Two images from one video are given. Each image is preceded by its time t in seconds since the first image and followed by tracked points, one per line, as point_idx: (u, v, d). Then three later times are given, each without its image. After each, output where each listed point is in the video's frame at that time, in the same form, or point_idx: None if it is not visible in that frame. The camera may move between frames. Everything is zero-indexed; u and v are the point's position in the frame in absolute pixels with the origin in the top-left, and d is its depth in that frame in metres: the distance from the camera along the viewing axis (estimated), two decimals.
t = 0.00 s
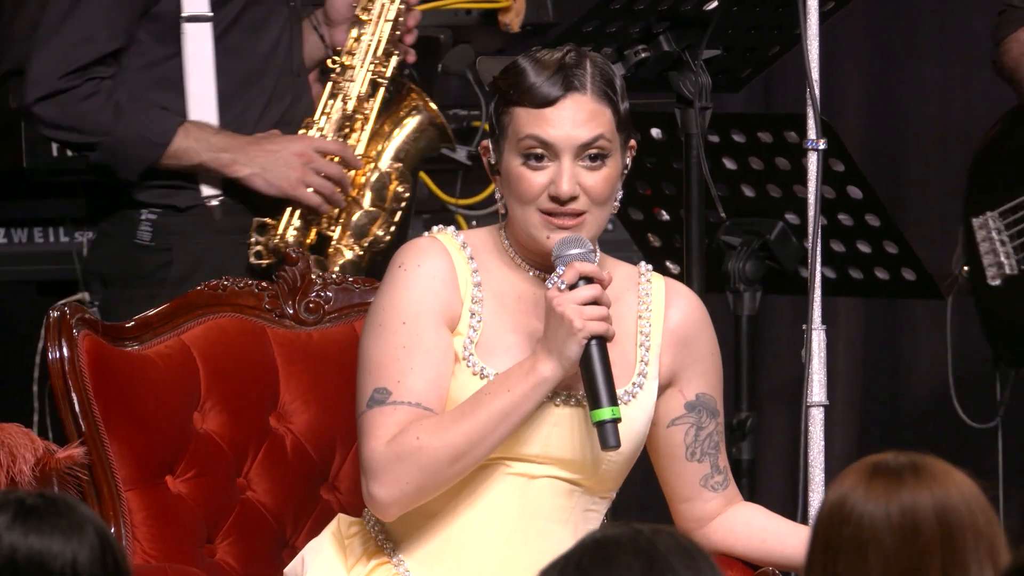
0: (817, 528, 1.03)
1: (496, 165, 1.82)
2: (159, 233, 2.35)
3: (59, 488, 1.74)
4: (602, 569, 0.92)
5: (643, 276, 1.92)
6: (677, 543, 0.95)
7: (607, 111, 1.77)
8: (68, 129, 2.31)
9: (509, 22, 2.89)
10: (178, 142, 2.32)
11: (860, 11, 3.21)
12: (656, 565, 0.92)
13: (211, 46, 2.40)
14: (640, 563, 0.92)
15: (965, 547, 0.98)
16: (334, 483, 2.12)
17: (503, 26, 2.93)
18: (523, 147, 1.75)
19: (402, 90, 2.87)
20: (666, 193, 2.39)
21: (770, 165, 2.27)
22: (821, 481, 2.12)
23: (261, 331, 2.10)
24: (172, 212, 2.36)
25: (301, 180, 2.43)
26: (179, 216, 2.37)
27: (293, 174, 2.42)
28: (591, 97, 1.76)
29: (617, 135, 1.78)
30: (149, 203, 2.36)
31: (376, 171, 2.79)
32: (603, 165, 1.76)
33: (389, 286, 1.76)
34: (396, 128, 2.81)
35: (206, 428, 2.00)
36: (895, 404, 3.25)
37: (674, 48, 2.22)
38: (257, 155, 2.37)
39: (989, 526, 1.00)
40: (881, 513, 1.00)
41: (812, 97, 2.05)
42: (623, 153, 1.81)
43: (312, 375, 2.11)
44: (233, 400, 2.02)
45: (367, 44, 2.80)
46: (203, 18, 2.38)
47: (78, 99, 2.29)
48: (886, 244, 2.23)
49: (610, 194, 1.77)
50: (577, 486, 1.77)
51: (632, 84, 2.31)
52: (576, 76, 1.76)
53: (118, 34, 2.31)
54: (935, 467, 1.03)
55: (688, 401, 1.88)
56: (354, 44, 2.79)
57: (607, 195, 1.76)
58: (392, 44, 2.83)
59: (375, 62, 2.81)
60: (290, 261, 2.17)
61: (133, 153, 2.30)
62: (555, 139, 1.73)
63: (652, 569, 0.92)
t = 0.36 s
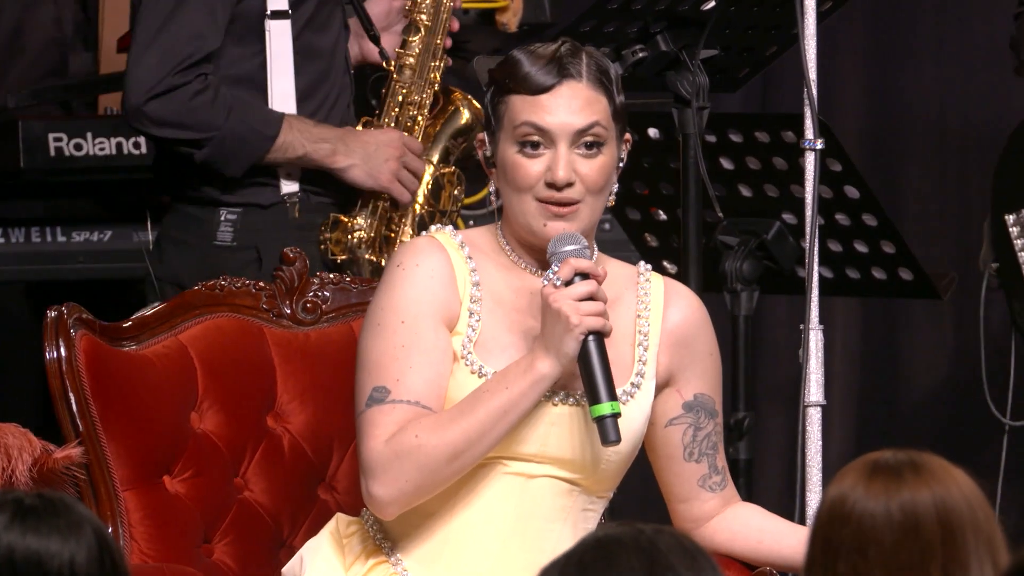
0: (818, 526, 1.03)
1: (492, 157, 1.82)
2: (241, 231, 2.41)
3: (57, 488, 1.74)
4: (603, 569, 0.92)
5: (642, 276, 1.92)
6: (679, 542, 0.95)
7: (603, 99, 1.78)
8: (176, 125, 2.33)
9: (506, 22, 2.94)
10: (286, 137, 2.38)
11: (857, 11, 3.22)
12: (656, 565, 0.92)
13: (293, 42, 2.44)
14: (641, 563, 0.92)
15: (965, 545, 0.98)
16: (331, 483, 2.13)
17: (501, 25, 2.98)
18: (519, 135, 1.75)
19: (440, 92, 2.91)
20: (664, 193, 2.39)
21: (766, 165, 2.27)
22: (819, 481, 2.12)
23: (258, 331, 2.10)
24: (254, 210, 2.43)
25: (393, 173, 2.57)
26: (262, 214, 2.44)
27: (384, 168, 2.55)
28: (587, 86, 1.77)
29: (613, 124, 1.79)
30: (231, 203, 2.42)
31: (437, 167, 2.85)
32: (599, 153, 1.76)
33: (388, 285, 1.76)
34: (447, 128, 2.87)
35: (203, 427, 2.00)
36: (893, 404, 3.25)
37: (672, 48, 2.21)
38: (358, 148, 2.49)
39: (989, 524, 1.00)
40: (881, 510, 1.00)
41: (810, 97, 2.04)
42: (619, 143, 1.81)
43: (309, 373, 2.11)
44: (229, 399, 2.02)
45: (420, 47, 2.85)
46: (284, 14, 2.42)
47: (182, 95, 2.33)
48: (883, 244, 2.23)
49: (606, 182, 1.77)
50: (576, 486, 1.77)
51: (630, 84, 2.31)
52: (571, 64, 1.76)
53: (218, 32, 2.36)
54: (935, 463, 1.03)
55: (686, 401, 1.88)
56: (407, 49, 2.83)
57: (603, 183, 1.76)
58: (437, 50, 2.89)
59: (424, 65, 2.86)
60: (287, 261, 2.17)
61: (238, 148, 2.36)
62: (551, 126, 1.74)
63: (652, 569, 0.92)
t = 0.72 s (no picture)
0: (817, 527, 1.03)
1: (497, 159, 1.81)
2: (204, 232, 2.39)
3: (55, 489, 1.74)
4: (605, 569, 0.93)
5: (640, 273, 1.92)
6: (679, 543, 0.95)
7: (613, 105, 1.78)
8: (119, 138, 2.33)
9: (504, 22, 2.88)
10: (238, 145, 2.35)
11: (854, 11, 3.23)
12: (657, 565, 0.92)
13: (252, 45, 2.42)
14: (642, 564, 0.93)
15: (965, 545, 0.98)
16: (330, 483, 2.13)
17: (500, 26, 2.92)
18: (530, 140, 1.75)
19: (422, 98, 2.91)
20: (662, 193, 2.40)
21: (764, 165, 2.26)
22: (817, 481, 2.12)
23: (255, 331, 2.10)
24: (217, 211, 2.41)
25: (357, 177, 2.51)
26: (225, 215, 2.41)
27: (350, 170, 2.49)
28: (598, 91, 1.77)
29: (621, 130, 1.79)
30: (194, 203, 2.41)
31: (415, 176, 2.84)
32: (609, 159, 1.76)
33: (389, 278, 1.76)
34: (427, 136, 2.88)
35: (201, 428, 2.00)
36: (891, 403, 3.25)
37: (670, 48, 2.21)
38: (315, 152, 2.44)
39: (989, 524, 1.00)
40: (882, 510, 1.00)
41: (807, 96, 2.04)
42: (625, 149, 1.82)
43: (308, 372, 2.11)
44: (227, 399, 2.02)
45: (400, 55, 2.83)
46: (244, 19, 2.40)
47: (133, 108, 2.33)
48: (881, 243, 2.23)
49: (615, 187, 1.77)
50: (575, 484, 1.77)
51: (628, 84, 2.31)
52: (582, 69, 1.76)
53: (167, 40, 2.33)
54: (934, 463, 1.03)
55: (683, 398, 1.88)
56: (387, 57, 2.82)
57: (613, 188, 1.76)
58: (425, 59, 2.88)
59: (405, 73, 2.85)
60: (285, 261, 2.17)
61: (192, 158, 2.34)
62: (563, 131, 1.73)
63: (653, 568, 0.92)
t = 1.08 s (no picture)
0: (820, 521, 1.03)
1: (515, 162, 1.80)
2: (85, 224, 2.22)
3: (54, 488, 1.74)
4: (604, 569, 0.92)
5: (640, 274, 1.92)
6: (679, 544, 0.95)
7: (633, 110, 1.79)
8: None
9: (503, 22, 2.89)
10: (87, 141, 2.16)
11: (854, 11, 3.23)
12: (656, 565, 0.92)
13: (127, 40, 2.22)
14: (642, 564, 0.92)
15: (965, 543, 0.98)
16: (329, 483, 2.13)
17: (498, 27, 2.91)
18: (556, 143, 1.75)
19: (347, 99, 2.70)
20: (662, 193, 2.40)
21: (764, 165, 2.26)
22: (816, 481, 2.12)
23: (255, 331, 2.10)
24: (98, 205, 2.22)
25: (212, 174, 2.22)
26: (101, 209, 2.22)
27: (196, 164, 2.20)
28: (621, 96, 1.78)
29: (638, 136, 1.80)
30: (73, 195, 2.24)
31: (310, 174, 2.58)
32: (630, 163, 1.77)
33: (389, 278, 1.76)
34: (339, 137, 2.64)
35: (201, 428, 2.00)
36: (890, 403, 3.25)
37: (669, 48, 2.21)
38: (164, 146, 2.16)
39: (991, 522, 0.99)
40: (883, 507, 1.00)
41: (806, 96, 2.04)
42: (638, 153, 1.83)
43: (308, 373, 2.11)
44: (226, 399, 2.02)
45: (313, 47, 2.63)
46: (115, 14, 2.20)
47: None
48: (880, 243, 2.23)
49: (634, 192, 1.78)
50: (576, 484, 1.77)
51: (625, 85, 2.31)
52: (604, 74, 1.77)
53: (42, 40, 2.17)
54: (937, 460, 1.02)
55: (683, 397, 1.88)
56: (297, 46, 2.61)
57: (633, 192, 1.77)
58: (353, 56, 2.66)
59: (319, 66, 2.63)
60: (284, 261, 2.17)
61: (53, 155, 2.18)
62: (591, 135, 1.74)
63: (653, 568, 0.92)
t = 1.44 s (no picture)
0: (817, 515, 1.03)
1: (499, 160, 1.81)
2: None
3: (53, 489, 1.74)
4: (606, 569, 0.94)
5: (638, 274, 1.92)
6: (682, 541, 0.97)
7: (614, 107, 1.77)
8: None
9: (501, 22, 2.88)
10: None
11: (853, 11, 3.23)
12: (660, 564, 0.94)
13: None
14: (645, 564, 0.94)
15: (960, 540, 0.97)
16: (327, 483, 2.13)
17: (495, 27, 2.91)
18: (529, 142, 1.75)
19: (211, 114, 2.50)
20: (660, 193, 2.40)
21: (763, 165, 2.27)
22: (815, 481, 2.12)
23: (253, 331, 2.10)
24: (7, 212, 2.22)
25: (38, 185, 2.15)
26: None
27: (21, 173, 2.14)
28: (599, 93, 1.76)
29: (622, 133, 1.78)
30: None
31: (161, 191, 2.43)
32: (609, 161, 1.76)
33: (388, 281, 1.76)
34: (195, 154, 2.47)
35: (199, 428, 2.00)
36: (889, 402, 3.25)
37: (668, 48, 2.21)
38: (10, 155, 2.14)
39: (989, 520, 0.99)
40: (880, 502, 1.00)
41: (805, 97, 2.04)
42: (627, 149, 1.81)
43: (306, 373, 2.11)
44: (225, 399, 2.02)
45: (176, 59, 2.41)
46: None
47: None
48: (879, 244, 2.23)
49: (614, 190, 1.76)
50: (572, 485, 1.77)
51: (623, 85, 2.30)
52: (582, 72, 1.76)
53: None
54: (937, 457, 1.02)
55: (682, 398, 1.88)
56: (162, 57, 2.40)
57: (611, 190, 1.76)
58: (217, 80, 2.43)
59: (177, 78, 2.44)
60: (283, 261, 2.17)
61: None
62: (561, 134, 1.73)
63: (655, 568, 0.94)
